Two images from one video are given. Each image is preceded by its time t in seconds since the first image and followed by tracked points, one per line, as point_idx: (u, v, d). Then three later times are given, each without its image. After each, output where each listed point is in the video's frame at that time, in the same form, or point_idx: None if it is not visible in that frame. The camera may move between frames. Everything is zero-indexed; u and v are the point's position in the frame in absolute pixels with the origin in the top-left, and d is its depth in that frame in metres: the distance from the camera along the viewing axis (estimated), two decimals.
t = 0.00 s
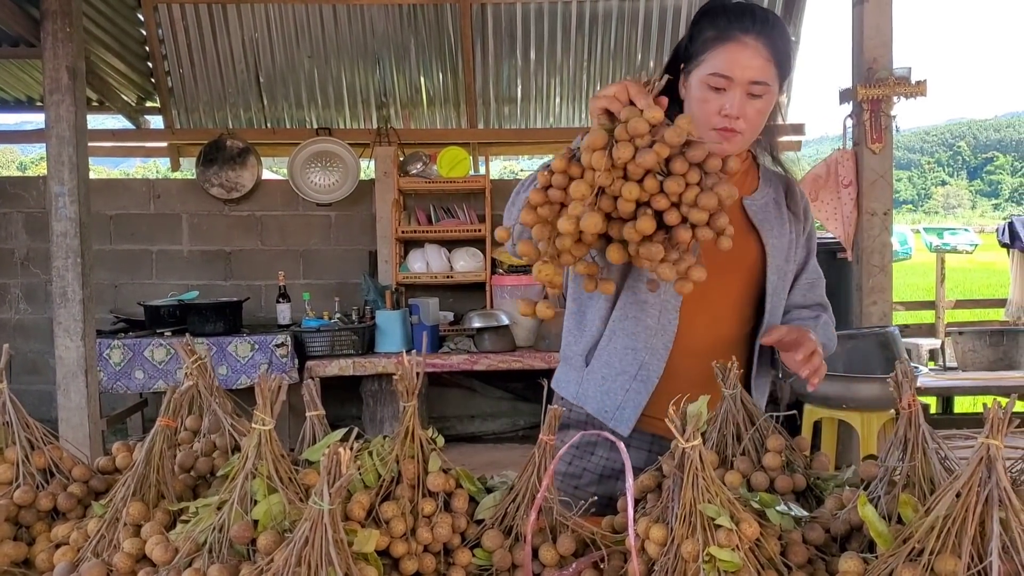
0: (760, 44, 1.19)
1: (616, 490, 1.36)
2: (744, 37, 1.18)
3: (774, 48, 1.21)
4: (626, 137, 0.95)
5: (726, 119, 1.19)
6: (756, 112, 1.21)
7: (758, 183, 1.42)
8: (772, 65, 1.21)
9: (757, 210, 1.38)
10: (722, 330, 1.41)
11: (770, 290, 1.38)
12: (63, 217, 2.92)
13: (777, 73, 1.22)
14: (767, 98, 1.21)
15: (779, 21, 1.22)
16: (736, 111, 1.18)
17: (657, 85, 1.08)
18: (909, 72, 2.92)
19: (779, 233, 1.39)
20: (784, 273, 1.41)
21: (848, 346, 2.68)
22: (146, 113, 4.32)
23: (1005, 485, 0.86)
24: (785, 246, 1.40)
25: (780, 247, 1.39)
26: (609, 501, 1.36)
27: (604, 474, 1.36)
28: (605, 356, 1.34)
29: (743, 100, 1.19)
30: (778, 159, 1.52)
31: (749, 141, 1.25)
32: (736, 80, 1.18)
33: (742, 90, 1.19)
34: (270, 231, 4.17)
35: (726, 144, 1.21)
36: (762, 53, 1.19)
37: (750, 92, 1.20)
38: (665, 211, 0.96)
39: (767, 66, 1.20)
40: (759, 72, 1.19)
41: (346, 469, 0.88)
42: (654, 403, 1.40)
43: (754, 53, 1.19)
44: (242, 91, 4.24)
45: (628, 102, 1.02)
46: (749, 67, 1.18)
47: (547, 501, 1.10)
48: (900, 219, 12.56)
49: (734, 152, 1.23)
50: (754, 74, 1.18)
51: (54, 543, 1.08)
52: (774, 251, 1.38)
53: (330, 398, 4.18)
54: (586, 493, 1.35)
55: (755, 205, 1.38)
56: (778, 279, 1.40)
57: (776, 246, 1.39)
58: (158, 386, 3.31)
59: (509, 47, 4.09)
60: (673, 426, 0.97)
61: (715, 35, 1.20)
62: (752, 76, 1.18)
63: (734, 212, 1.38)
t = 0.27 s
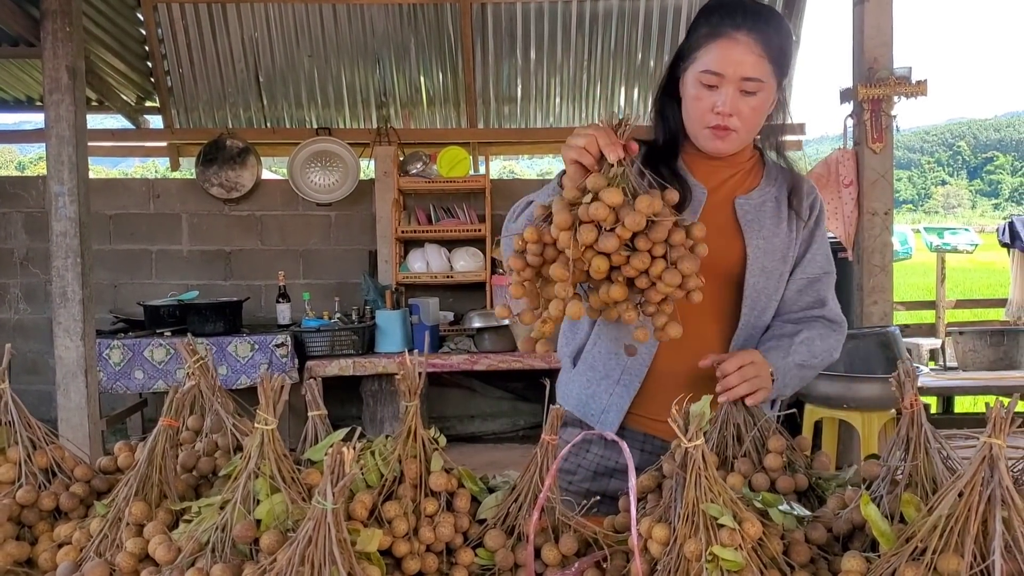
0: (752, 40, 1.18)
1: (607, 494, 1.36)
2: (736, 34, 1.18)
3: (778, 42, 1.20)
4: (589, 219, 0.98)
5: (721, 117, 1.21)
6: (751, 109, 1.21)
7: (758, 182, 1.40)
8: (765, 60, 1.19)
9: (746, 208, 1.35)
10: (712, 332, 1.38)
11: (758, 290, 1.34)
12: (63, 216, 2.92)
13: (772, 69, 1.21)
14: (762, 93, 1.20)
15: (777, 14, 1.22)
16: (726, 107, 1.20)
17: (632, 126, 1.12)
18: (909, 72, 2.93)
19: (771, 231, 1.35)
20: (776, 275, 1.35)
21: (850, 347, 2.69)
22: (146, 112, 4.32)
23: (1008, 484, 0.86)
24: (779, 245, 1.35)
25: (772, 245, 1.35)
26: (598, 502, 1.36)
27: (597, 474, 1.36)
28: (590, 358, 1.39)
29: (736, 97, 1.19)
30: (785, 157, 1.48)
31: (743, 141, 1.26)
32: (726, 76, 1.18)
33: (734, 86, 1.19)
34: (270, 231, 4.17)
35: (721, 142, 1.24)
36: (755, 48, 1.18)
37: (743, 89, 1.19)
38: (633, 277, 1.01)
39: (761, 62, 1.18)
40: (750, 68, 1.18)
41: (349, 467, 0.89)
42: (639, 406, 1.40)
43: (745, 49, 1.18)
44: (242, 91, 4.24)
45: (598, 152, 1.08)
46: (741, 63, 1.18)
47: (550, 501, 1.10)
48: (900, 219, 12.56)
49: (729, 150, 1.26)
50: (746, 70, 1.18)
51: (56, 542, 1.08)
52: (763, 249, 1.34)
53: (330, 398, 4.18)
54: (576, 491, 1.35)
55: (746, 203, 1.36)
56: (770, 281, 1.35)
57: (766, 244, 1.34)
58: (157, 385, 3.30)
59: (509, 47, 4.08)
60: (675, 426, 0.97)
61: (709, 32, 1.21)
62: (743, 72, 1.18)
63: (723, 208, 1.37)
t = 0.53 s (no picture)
0: (723, 34, 1.16)
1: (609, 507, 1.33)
2: (706, 29, 1.16)
3: (756, 38, 1.19)
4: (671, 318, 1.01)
5: (695, 115, 1.18)
6: (727, 105, 1.18)
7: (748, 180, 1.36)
8: (738, 55, 1.17)
9: (737, 211, 1.32)
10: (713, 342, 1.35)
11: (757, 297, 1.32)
12: (64, 217, 2.92)
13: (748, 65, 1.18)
14: (736, 90, 1.18)
15: (753, 9, 1.20)
16: (700, 104, 1.17)
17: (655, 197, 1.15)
18: (909, 72, 2.93)
19: (764, 233, 1.32)
20: (772, 277, 1.33)
21: (849, 347, 2.69)
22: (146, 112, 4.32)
23: (1008, 483, 0.86)
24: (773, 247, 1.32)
25: (767, 248, 1.32)
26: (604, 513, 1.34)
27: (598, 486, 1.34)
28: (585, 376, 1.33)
29: (709, 94, 1.17)
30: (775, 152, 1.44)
31: (722, 138, 1.23)
32: (697, 73, 1.16)
33: (707, 83, 1.17)
34: (270, 231, 4.17)
35: (697, 140, 1.22)
36: (725, 43, 1.16)
37: (717, 86, 1.17)
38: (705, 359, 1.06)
39: (732, 57, 1.16)
40: (722, 64, 1.16)
41: (350, 467, 0.90)
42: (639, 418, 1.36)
43: (715, 45, 1.16)
44: (242, 91, 4.24)
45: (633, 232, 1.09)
46: (713, 60, 1.15)
47: (551, 500, 1.10)
48: (900, 219, 12.56)
49: (707, 148, 1.23)
50: (719, 66, 1.15)
51: (58, 542, 1.08)
52: (758, 254, 1.31)
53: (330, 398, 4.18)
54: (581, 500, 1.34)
55: (738, 206, 1.32)
56: (767, 285, 1.33)
57: (760, 248, 1.31)
58: (158, 386, 3.31)
59: (509, 47, 4.09)
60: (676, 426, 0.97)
61: (683, 30, 1.19)
62: (714, 68, 1.15)
63: (715, 213, 1.33)
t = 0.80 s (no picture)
0: (676, 33, 1.12)
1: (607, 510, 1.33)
2: (659, 29, 1.12)
3: (716, 36, 1.14)
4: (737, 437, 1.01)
5: (657, 117, 1.15)
6: (687, 105, 1.15)
7: (736, 176, 1.33)
8: (692, 52, 1.12)
9: (729, 212, 1.30)
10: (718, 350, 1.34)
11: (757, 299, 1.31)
12: (64, 216, 2.92)
13: (709, 63, 1.13)
14: (696, 89, 1.14)
15: (714, 4, 1.16)
16: (661, 106, 1.14)
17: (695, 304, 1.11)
18: (910, 72, 2.93)
19: (757, 231, 1.31)
20: (769, 275, 1.32)
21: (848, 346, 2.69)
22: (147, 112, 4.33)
23: (1008, 482, 0.86)
24: (767, 245, 1.31)
25: (762, 245, 1.31)
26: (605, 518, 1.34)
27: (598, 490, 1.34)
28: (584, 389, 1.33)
29: (669, 95, 1.14)
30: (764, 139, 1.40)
31: (691, 136, 1.20)
32: (654, 76, 1.13)
33: (665, 85, 1.13)
34: (270, 230, 4.17)
35: (662, 142, 1.19)
36: (678, 42, 1.12)
37: (675, 86, 1.14)
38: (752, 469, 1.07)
39: (685, 55, 1.12)
40: (676, 64, 1.12)
41: (350, 465, 0.90)
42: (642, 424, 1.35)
43: (667, 45, 1.12)
44: (243, 90, 4.24)
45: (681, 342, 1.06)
46: (670, 60, 1.12)
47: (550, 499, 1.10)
48: (900, 219, 12.56)
49: (673, 148, 1.20)
50: (675, 66, 1.12)
51: (57, 540, 1.08)
52: (754, 254, 1.30)
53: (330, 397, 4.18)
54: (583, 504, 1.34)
55: (729, 206, 1.30)
56: (765, 284, 1.32)
57: (755, 248, 1.30)
58: (158, 385, 3.30)
59: (509, 46, 4.08)
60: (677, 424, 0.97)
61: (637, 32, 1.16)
62: (669, 68, 1.12)
63: (709, 217, 1.31)
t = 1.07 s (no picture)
0: (631, 44, 1.11)
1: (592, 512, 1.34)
2: (613, 42, 1.12)
3: (673, 43, 1.13)
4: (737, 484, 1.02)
5: (621, 129, 1.15)
6: (650, 116, 1.14)
7: (712, 175, 1.33)
8: (648, 62, 1.11)
9: (707, 213, 1.29)
10: (704, 353, 1.33)
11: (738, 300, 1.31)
12: (61, 214, 2.92)
13: (667, 72, 1.13)
14: (658, 98, 1.13)
15: (665, 9, 1.15)
16: (623, 118, 1.14)
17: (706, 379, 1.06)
18: (908, 72, 2.93)
19: (737, 231, 1.30)
20: (752, 274, 1.32)
21: (845, 347, 2.69)
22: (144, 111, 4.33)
23: (1006, 482, 0.86)
24: (747, 244, 1.31)
25: (742, 245, 1.30)
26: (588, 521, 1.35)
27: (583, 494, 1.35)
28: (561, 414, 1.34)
29: (630, 107, 1.13)
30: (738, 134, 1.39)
31: (657, 144, 1.19)
32: (613, 89, 1.12)
33: (625, 98, 1.13)
34: (268, 230, 4.16)
35: (628, 153, 1.19)
36: (633, 54, 1.11)
37: (635, 97, 1.13)
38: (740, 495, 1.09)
39: (641, 67, 1.11)
40: (634, 76, 1.11)
41: (347, 465, 0.89)
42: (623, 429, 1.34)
43: (622, 58, 1.11)
44: (241, 89, 4.24)
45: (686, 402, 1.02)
46: (628, 73, 1.11)
47: (547, 500, 1.10)
48: (898, 219, 12.56)
49: (641, 158, 1.20)
50: (632, 78, 1.11)
51: (54, 540, 1.08)
52: (735, 255, 1.29)
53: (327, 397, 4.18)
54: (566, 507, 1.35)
55: (706, 207, 1.29)
56: (748, 283, 1.32)
57: (735, 248, 1.29)
58: (155, 384, 3.30)
59: (508, 46, 4.08)
60: (675, 425, 0.97)
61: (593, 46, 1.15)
62: (627, 81, 1.11)
63: (688, 220, 1.30)
